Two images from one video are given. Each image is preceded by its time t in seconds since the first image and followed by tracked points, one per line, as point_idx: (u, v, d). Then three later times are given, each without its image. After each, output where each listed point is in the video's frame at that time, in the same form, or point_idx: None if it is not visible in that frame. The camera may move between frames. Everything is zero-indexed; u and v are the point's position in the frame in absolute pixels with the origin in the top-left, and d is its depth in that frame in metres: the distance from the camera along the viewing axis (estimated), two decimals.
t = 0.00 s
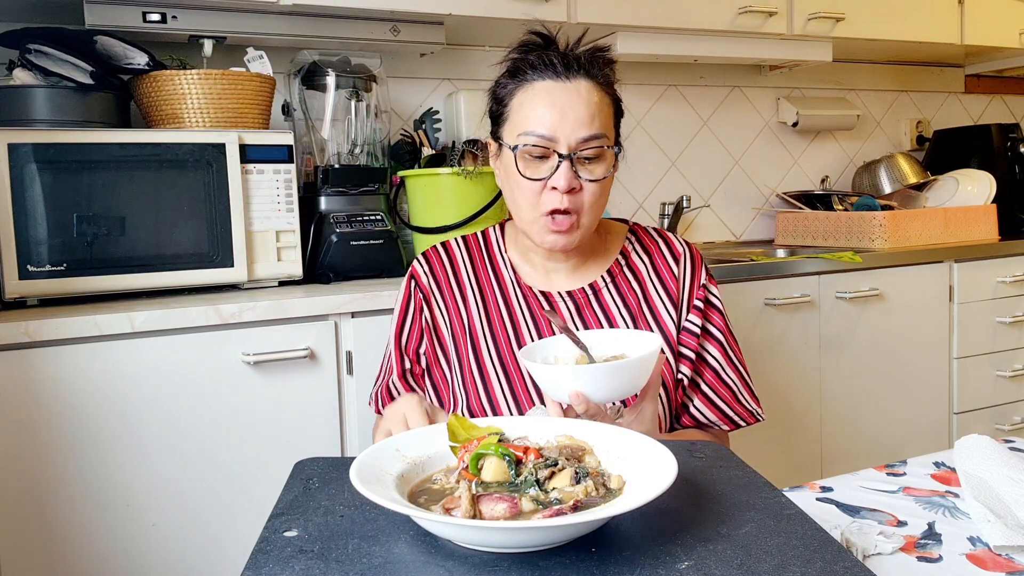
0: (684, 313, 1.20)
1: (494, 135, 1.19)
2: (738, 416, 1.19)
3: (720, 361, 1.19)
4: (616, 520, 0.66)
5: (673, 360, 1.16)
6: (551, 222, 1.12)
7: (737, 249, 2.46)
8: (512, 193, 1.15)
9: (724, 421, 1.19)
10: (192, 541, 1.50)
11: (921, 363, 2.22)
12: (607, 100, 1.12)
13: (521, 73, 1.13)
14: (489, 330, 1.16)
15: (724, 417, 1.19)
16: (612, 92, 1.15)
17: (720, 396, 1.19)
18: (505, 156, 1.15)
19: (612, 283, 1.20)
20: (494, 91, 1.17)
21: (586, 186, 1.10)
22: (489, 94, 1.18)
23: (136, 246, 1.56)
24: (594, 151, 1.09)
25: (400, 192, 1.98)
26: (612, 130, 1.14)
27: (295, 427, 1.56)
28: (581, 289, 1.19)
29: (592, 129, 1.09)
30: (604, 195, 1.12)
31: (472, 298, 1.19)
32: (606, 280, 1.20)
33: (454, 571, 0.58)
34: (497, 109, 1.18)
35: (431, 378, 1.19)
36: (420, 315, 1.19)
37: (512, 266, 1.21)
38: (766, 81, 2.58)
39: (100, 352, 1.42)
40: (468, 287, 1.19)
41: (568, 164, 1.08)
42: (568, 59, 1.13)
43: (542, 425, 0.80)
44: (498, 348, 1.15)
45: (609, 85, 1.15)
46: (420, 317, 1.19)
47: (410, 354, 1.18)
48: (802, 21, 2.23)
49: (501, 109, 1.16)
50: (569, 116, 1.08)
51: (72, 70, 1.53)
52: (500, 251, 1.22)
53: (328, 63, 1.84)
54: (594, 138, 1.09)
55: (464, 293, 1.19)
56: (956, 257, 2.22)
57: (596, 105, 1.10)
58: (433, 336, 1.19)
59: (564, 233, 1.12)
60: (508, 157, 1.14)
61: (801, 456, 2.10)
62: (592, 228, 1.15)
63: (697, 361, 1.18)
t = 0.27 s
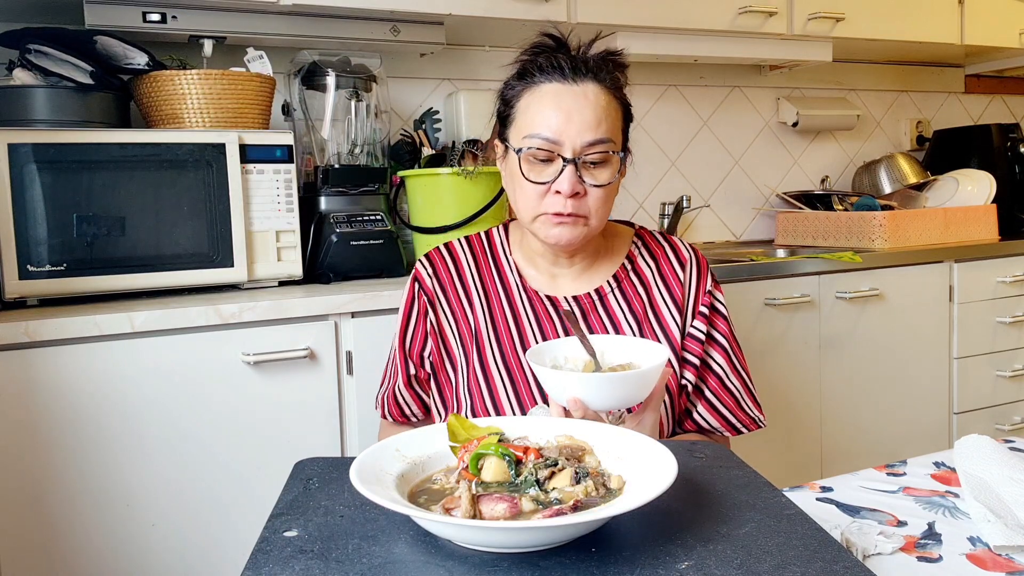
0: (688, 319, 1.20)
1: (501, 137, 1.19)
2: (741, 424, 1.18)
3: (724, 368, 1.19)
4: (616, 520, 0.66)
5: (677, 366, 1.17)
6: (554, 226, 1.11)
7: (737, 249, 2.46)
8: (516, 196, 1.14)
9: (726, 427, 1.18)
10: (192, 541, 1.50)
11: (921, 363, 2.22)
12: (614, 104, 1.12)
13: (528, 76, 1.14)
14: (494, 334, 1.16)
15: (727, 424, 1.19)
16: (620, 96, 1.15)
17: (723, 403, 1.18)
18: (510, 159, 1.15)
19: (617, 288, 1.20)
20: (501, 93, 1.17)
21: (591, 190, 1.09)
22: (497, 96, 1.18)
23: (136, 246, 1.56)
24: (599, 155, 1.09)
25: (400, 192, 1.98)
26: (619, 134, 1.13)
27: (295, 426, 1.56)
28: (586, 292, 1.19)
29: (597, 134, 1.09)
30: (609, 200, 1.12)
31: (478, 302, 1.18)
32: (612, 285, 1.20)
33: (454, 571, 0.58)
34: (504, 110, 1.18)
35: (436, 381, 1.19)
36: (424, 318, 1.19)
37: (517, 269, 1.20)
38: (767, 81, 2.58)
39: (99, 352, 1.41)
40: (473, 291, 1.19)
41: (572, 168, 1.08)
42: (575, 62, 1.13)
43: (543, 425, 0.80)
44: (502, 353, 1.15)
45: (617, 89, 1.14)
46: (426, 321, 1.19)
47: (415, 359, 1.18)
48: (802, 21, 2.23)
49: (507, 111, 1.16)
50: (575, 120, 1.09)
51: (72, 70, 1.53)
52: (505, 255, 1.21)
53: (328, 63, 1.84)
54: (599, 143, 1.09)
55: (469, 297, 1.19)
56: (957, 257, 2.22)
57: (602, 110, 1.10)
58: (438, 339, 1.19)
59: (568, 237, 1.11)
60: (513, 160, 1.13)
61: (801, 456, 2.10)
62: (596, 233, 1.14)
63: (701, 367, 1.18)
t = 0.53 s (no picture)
0: (691, 321, 1.20)
1: (500, 140, 1.19)
2: (740, 428, 1.19)
3: (726, 372, 1.19)
4: (616, 520, 0.66)
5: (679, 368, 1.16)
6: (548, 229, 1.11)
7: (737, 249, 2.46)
8: (511, 200, 1.15)
9: (726, 431, 1.19)
10: (192, 541, 1.50)
11: (921, 363, 2.22)
12: (611, 107, 1.12)
13: (525, 79, 1.13)
14: (495, 333, 1.16)
15: (727, 427, 1.19)
16: (619, 97, 1.15)
17: (724, 407, 1.18)
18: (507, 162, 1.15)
19: (620, 289, 1.20)
20: (500, 96, 1.18)
21: (585, 195, 1.09)
22: (497, 99, 1.19)
23: (136, 246, 1.56)
24: (593, 159, 1.09)
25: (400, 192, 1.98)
26: (616, 137, 1.13)
27: (295, 426, 1.56)
28: (587, 293, 1.19)
29: (593, 138, 1.08)
30: (604, 204, 1.11)
31: (478, 304, 1.18)
32: (614, 286, 1.20)
33: (454, 571, 0.58)
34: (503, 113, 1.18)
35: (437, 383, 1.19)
36: (424, 320, 1.19)
37: (518, 271, 1.20)
38: (766, 81, 2.59)
39: (99, 352, 1.41)
40: (473, 292, 1.19)
41: (566, 173, 1.08)
42: (572, 64, 1.13)
43: (543, 425, 0.80)
44: (503, 354, 1.15)
45: (616, 91, 1.14)
46: (426, 324, 1.18)
47: (415, 362, 1.18)
48: (803, 21, 2.23)
49: (506, 114, 1.16)
50: (570, 124, 1.08)
51: (72, 69, 1.53)
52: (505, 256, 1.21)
53: (328, 63, 1.84)
54: (594, 147, 1.09)
55: (469, 299, 1.18)
56: (957, 257, 2.22)
57: (598, 113, 1.10)
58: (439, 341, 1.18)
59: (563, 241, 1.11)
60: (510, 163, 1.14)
61: (801, 456, 2.10)
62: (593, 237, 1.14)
63: (703, 370, 1.18)
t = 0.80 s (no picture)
0: (692, 320, 1.20)
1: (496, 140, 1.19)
2: (741, 425, 1.19)
3: (727, 370, 1.19)
4: (616, 520, 0.66)
5: (680, 366, 1.16)
6: (543, 222, 1.10)
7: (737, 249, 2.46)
8: (508, 196, 1.14)
9: (726, 429, 1.19)
10: (192, 541, 1.50)
11: (921, 363, 2.22)
12: (602, 100, 1.12)
13: (517, 77, 1.14)
14: (495, 332, 1.16)
15: (727, 425, 1.19)
16: (612, 93, 1.15)
17: (724, 405, 1.18)
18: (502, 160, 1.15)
19: (620, 288, 1.20)
20: (496, 97, 1.18)
21: (579, 184, 1.08)
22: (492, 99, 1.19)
23: (136, 245, 1.56)
24: (585, 149, 1.08)
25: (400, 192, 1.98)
26: (609, 130, 1.13)
27: (295, 426, 1.56)
28: (587, 292, 1.19)
29: (583, 128, 1.09)
30: (599, 195, 1.10)
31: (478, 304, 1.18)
32: (614, 285, 1.20)
33: (454, 571, 0.58)
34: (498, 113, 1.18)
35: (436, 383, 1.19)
36: (424, 320, 1.19)
37: (519, 270, 1.20)
38: (766, 81, 2.59)
39: (99, 352, 1.41)
40: (474, 292, 1.18)
41: (558, 163, 1.08)
42: (565, 62, 1.13)
43: (543, 425, 0.80)
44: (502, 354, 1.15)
45: (608, 86, 1.14)
46: (426, 324, 1.18)
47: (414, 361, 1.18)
48: (802, 21, 2.23)
49: (501, 114, 1.17)
50: (560, 116, 1.09)
51: (72, 69, 1.53)
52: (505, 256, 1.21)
53: (328, 63, 1.84)
54: (586, 136, 1.08)
55: (469, 298, 1.18)
56: (957, 257, 2.22)
57: (589, 105, 1.10)
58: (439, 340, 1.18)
59: (559, 232, 1.10)
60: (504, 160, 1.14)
61: (801, 456, 2.10)
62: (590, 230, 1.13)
63: (704, 369, 1.18)
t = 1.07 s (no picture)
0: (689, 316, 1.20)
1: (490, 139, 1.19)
2: (739, 420, 1.19)
3: (725, 365, 1.19)
4: (616, 520, 0.66)
5: (677, 363, 1.17)
6: (538, 208, 1.09)
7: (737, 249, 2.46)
8: (503, 188, 1.14)
9: (726, 423, 1.19)
10: (192, 541, 1.50)
11: (921, 363, 2.22)
12: (594, 90, 1.13)
13: (509, 73, 1.14)
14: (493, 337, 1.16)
15: (726, 420, 1.19)
16: (604, 86, 1.15)
17: (723, 400, 1.19)
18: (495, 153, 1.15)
19: (617, 286, 1.19)
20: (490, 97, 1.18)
21: (572, 168, 1.08)
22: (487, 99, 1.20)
23: (136, 246, 1.56)
24: (577, 134, 1.09)
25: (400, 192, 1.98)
26: (601, 119, 1.13)
27: (295, 426, 1.56)
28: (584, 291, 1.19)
29: (575, 114, 1.09)
30: (594, 179, 1.10)
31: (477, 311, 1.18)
32: (610, 283, 1.20)
33: (454, 571, 0.58)
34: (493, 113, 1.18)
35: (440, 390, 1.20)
36: (423, 325, 1.19)
37: (514, 274, 1.20)
38: (766, 80, 2.59)
39: (99, 352, 1.41)
40: (472, 296, 1.18)
41: (551, 147, 1.08)
42: (557, 57, 1.13)
43: (543, 425, 0.80)
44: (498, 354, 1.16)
45: (600, 77, 1.15)
46: (425, 329, 1.19)
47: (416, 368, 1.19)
48: (803, 21, 2.23)
49: (495, 112, 1.17)
50: (552, 102, 1.09)
51: (72, 70, 1.53)
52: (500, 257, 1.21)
53: (328, 63, 1.84)
54: (578, 121, 1.09)
55: (467, 303, 1.18)
56: (957, 257, 2.22)
57: (581, 93, 1.11)
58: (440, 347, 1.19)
59: (554, 217, 1.09)
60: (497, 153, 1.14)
61: (802, 456, 2.10)
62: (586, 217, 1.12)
63: (701, 364, 1.19)
